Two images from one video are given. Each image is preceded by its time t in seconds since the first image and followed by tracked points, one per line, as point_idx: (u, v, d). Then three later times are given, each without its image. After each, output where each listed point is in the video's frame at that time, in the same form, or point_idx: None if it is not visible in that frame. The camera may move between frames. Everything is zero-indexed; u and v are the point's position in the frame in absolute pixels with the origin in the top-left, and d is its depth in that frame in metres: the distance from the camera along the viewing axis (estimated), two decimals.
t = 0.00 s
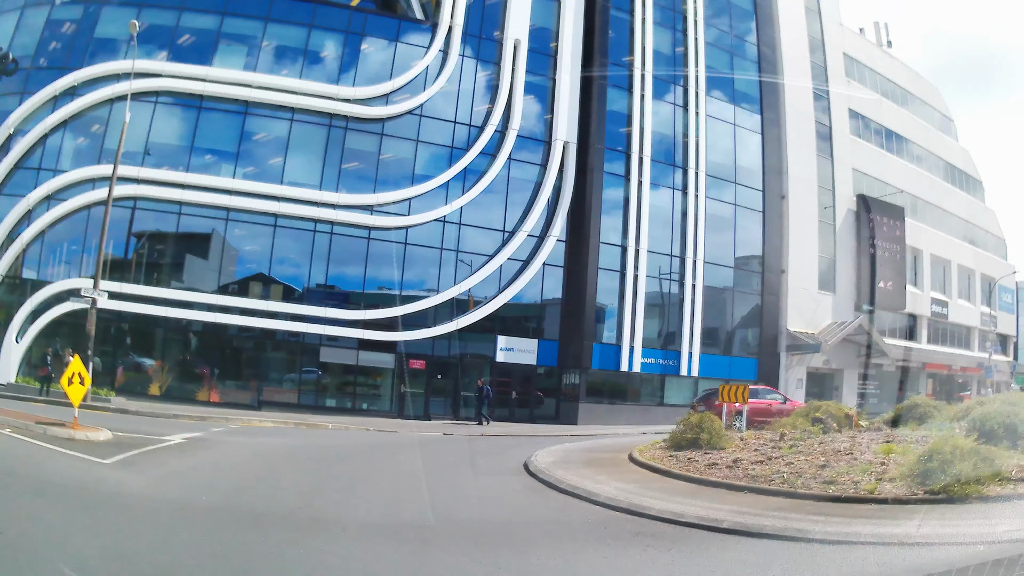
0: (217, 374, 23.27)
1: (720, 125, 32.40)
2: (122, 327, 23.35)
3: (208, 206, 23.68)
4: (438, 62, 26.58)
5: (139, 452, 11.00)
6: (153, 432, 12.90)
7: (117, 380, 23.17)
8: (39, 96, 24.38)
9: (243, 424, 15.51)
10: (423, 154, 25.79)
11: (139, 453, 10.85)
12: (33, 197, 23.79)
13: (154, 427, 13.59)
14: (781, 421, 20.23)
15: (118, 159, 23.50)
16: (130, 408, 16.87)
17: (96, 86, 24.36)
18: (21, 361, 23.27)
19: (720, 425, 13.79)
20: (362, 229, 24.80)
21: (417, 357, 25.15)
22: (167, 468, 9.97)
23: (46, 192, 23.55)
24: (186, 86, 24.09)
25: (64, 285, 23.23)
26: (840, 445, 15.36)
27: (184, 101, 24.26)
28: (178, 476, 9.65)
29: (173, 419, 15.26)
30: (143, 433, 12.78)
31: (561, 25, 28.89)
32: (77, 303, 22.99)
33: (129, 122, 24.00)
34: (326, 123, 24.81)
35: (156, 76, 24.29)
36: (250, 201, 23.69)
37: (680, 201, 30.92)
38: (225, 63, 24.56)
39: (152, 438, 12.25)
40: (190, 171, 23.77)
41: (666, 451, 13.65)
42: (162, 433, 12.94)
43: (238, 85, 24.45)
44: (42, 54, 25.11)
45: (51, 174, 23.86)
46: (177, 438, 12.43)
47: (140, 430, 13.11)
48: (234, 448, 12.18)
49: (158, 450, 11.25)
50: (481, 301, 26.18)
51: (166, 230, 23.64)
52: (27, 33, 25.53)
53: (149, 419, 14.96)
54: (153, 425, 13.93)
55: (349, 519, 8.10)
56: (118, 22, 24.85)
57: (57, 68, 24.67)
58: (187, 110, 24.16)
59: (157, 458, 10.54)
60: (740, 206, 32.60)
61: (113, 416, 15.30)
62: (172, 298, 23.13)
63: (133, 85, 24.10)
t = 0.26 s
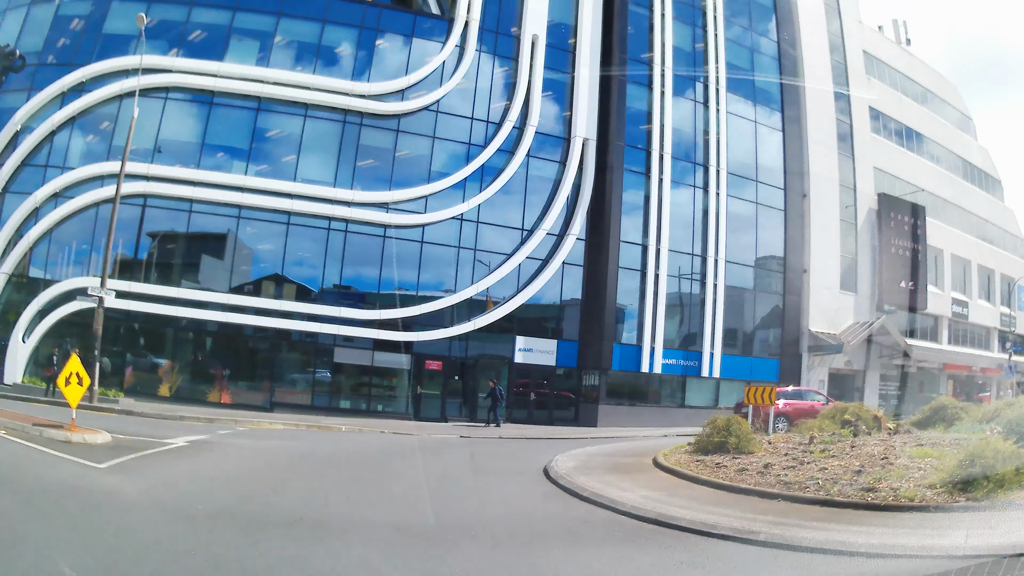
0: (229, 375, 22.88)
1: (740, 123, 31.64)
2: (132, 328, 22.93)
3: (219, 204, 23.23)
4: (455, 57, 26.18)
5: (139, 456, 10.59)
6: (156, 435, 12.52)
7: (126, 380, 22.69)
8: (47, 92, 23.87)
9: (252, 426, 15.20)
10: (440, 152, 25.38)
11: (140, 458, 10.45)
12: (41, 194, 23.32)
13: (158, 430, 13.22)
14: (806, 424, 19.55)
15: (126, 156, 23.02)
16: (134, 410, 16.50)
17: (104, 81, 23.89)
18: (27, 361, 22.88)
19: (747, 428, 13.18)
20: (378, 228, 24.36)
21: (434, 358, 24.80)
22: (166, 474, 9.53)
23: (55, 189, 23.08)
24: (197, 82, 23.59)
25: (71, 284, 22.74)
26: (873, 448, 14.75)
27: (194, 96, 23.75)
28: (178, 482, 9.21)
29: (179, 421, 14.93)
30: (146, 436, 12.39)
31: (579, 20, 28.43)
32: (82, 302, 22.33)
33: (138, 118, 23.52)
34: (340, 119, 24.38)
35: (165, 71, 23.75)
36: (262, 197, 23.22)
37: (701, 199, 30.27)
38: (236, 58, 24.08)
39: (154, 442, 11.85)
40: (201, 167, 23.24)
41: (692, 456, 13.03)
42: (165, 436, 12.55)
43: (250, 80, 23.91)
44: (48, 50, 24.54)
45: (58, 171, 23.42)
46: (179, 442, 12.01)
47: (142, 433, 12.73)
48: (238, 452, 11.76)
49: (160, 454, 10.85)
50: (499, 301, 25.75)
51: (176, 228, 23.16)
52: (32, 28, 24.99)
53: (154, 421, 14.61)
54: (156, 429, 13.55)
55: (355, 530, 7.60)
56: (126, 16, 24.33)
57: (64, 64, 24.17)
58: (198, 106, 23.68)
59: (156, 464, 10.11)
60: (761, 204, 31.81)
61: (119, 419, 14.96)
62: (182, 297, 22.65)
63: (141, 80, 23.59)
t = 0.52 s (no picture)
0: (242, 376, 22.59)
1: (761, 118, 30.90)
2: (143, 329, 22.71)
3: (231, 202, 22.92)
4: (472, 53, 25.77)
5: (139, 460, 10.20)
6: (159, 440, 12.15)
7: (135, 382, 22.47)
8: (54, 89, 23.69)
9: (260, 429, 14.84)
10: (456, 148, 24.95)
11: (139, 462, 10.05)
12: (47, 192, 23.09)
13: (163, 434, 12.86)
14: (834, 426, 18.82)
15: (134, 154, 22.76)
16: (140, 412, 16.20)
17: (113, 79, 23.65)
18: (34, 361, 22.61)
19: (779, 430, 12.49)
20: (394, 226, 23.96)
21: (452, 359, 24.34)
22: (165, 479, 9.13)
23: (62, 187, 22.83)
24: (208, 79, 23.28)
25: (78, 284, 22.44)
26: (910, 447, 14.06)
27: (204, 93, 23.43)
28: (177, 487, 8.79)
29: (186, 425, 14.59)
30: (148, 440, 12.03)
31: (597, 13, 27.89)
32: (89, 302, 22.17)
33: (146, 116, 23.26)
34: (354, 116, 23.99)
35: (174, 68, 23.45)
36: (274, 195, 22.88)
37: (723, 196, 29.56)
38: (247, 54, 23.68)
39: (157, 445, 11.47)
40: (212, 164, 22.96)
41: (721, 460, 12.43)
42: (168, 440, 12.18)
43: (261, 76, 23.55)
44: (56, 49, 24.39)
45: (66, 169, 23.22)
46: (183, 446, 11.62)
47: (146, 437, 12.38)
48: (243, 456, 11.33)
49: (160, 458, 10.47)
50: (518, 300, 25.28)
51: (187, 226, 22.89)
52: (40, 27, 24.82)
53: (161, 425, 14.26)
54: (161, 433, 13.20)
55: (361, 539, 7.12)
56: (134, 12, 24.01)
57: (72, 62, 23.94)
58: (208, 103, 23.37)
59: (156, 468, 9.71)
60: (784, 201, 31.02)
61: (126, 422, 14.64)
62: (193, 297, 22.36)
63: (149, 77, 23.28)
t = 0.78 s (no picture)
0: (254, 378, 22.22)
1: (781, 109, 30.16)
2: (153, 331, 22.41)
3: (242, 200, 22.57)
4: (487, 46, 25.30)
5: (138, 466, 9.78)
6: (160, 445, 11.74)
7: (144, 385, 22.15)
8: (59, 88, 23.43)
9: (267, 433, 14.43)
10: (473, 143, 24.50)
11: (137, 468, 9.63)
12: (54, 192, 22.83)
13: (165, 440, 12.46)
14: (863, 425, 18.16)
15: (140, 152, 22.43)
16: (145, 415, 15.89)
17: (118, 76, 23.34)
18: (40, 364, 22.32)
19: (811, 430, 11.85)
20: (409, 223, 23.55)
21: (469, 358, 23.87)
22: (165, 485, 8.70)
23: (67, 187, 22.53)
24: (217, 75, 22.94)
25: (85, 284, 22.15)
26: (951, 445, 13.33)
27: (211, 89, 23.10)
28: (177, 494, 8.36)
29: (192, 429, 14.21)
30: (149, 445, 11.63)
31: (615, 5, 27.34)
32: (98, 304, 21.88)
33: (153, 113, 22.96)
34: (366, 110, 23.58)
35: (181, 64, 23.12)
36: (285, 192, 22.52)
37: (744, 190, 28.87)
38: (255, 49, 23.30)
39: (157, 451, 11.07)
40: (222, 161, 22.62)
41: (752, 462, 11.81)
42: (170, 445, 11.78)
43: (272, 72, 23.19)
44: (62, 47, 24.12)
45: (71, 169, 22.93)
46: (184, 451, 11.21)
47: (148, 443, 11.99)
48: (247, 461, 10.89)
49: (160, 464, 10.05)
50: (537, 298, 24.81)
51: (198, 225, 22.63)
52: (45, 25, 24.53)
53: (165, 430, 13.88)
54: (165, 438, 12.81)
55: (367, 550, 6.64)
56: (138, 8, 23.64)
57: (77, 59, 23.59)
58: (217, 99, 23.03)
59: (155, 474, 9.30)
60: (805, 195, 30.28)
61: (131, 426, 14.29)
62: (203, 297, 22.04)
63: (154, 74, 22.95)
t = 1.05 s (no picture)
0: (265, 379, 21.79)
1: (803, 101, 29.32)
2: (163, 331, 22.11)
3: (253, 197, 22.24)
4: (502, 38, 24.83)
5: (136, 472, 9.42)
6: (160, 450, 11.36)
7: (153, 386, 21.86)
8: (64, 85, 23.14)
9: (275, 436, 14.05)
10: (489, 137, 24.05)
11: (136, 473, 9.26)
12: (59, 191, 22.59)
13: (167, 443, 12.09)
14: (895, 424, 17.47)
15: (147, 149, 22.13)
16: (150, 418, 15.57)
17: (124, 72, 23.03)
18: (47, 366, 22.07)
19: (847, 429, 11.20)
20: (424, 219, 23.14)
21: (486, 358, 23.42)
22: (163, 493, 8.31)
23: (73, 185, 22.26)
24: (226, 70, 22.61)
25: (92, 284, 21.87)
26: (991, 443, 12.67)
27: (220, 84, 22.78)
28: (175, 501, 7.97)
29: (197, 433, 13.85)
30: (149, 450, 11.26)
31: None
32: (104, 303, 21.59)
33: (160, 109, 22.65)
34: (379, 105, 23.21)
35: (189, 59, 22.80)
36: (297, 188, 22.16)
37: (765, 184, 28.11)
38: (265, 44, 22.96)
39: (156, 456, 10.69)
40: (231, 157, 22.27)
41: (784, 465, 11.17)
42: (170, 450, 11.40)
43: (283, 66, 22.87)
44: (68, 45, 23.88)
45: (78, 167, 22.65)
46: (184, 456, 10.81)
47: (148, 447, 11.61)
48: (251, 466, 10.50)
49: (157, 469, 9.66)
50: (555, 296, 24.31)
51: (208, 223, 22.29)
52: (51, 22, 24.28)
53: (168, 434, 13.52)
54: (166, 442, 12.44)
55: (368, 565, 6.18)
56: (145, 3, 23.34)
57: (82, 56, 23.35)
58: (227, 95, 22.72)
59: (151, 481, 8.90)
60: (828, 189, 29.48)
61: (135, 430, 13.95)
62: (214, 297, 21.71)
63: (160, 69, 22.63)
